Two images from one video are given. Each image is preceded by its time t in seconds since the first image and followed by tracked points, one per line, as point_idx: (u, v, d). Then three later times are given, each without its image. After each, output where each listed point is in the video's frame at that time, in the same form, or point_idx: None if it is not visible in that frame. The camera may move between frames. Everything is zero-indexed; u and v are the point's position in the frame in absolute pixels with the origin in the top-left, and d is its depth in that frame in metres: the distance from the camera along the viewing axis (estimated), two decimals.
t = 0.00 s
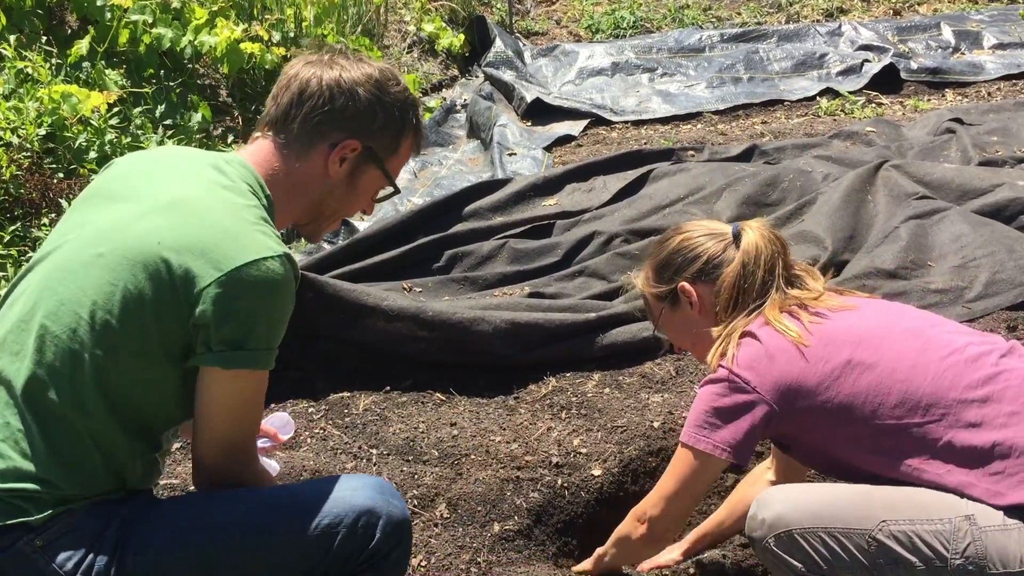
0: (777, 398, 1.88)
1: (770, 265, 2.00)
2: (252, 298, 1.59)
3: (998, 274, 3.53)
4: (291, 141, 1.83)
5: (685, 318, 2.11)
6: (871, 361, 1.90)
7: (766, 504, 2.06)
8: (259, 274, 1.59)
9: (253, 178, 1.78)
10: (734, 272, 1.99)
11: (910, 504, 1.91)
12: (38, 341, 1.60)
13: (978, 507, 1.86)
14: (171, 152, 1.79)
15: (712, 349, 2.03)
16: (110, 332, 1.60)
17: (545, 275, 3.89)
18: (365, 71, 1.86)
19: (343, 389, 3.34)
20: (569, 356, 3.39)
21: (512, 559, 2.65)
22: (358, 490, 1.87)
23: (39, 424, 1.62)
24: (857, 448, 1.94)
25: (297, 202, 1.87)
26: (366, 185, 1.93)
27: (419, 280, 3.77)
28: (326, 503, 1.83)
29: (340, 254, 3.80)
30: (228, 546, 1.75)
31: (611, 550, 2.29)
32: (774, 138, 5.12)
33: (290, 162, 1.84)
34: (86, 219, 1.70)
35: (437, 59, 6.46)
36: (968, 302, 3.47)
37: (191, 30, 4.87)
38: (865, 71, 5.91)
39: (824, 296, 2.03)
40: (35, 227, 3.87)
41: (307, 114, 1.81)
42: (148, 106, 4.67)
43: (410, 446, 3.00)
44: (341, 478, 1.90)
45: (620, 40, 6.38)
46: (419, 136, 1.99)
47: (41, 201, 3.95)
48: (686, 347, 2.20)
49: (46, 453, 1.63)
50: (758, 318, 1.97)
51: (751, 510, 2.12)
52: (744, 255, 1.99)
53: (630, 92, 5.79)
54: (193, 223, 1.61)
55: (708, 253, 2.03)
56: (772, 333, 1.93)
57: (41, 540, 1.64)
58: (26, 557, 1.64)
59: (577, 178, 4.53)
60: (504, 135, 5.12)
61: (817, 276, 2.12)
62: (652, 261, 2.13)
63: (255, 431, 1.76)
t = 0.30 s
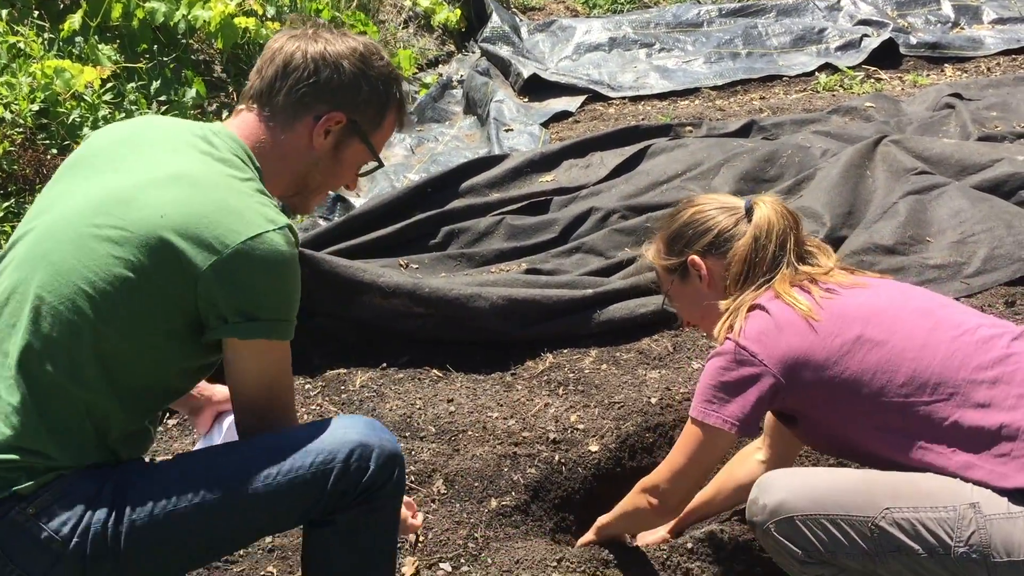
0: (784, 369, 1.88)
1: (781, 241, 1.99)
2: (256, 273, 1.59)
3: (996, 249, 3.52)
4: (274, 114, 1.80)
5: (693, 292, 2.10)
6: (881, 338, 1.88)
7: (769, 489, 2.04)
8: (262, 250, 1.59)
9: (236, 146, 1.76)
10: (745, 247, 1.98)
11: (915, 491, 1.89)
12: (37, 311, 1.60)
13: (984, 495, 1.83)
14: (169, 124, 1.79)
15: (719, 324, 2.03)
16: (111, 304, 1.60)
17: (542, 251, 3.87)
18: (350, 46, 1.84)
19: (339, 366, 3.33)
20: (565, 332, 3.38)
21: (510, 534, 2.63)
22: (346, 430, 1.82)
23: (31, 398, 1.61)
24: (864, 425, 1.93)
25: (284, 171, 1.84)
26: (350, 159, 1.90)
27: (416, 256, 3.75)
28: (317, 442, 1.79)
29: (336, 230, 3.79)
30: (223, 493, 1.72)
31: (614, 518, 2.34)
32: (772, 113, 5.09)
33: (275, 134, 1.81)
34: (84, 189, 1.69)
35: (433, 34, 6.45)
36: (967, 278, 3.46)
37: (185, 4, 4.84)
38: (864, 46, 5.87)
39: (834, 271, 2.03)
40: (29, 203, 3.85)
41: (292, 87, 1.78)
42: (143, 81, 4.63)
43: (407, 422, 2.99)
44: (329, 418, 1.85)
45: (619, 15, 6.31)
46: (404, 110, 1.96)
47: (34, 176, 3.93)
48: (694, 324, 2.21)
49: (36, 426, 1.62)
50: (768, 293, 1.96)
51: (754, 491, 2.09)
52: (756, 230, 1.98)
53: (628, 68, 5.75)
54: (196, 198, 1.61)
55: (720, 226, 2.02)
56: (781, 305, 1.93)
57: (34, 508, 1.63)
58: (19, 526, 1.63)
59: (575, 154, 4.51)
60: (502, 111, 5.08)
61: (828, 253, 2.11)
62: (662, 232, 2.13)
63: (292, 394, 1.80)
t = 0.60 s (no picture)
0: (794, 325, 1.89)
1: (797, 204, 1.98)
2: (309, 294, 1.62)
3: (992, 227, 3.51)
4: (317, 126, 1.81)
5: (703, 253, 2.09)
6: (891, 304, 1.89)
7: (767, 462, 2.02)
8: (317, 272, 1.62)
9: (285, 160, 1.76)
10: (761, 211, 1.96)
11: (914, 463, 1.88)
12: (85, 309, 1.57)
13: (983, 467, 1.83)
14: (218, 131, 1.78)
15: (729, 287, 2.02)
16: (161, 309, 1.59)
17: (538, 229, 3.86)
18: (385, 59, 1.88)
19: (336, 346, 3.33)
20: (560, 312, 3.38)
21: (505, 513, 2.62)
22: (356, 411, 1.85)
23: (73, 396, 1.58)
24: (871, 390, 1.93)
25: (324, 183, 1.84)
26: (388, 173, 1.90)
27: (412, 236, 3.74)
28: (326, 423, 1.81)
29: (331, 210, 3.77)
30: (238, 479, 1.75)
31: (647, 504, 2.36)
32: (768, 91, 5.07)
33: (317, 145, 1.81)
34: (133, 191, 1.66)
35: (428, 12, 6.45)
36: (963, 256, 3.46)
37: None
38: (860, 24, 5.85)
39: (849, 239, 2.03)
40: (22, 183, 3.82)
41: (331, 101, 1.80)
42: (134, 60, 4.60)
43: (403, 402, 2.98)
44: (341, 397, 1.87)
45: None
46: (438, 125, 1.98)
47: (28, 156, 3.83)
48: (704, 288, 2.20)
49: (73, 428, 1.60)
50: (781, 255, 1.96)
51: (751, 467, 2.08)
52: (771, 194, 1.96)
53: (624, 46, 5.72)
54: (254, 213, 1.61)
55: (734, 190, 2.01)
56: (796, 264, 1.93)
57: (56, 503, 1.61)
58: (42, 520, 1.61)
59: (570, 133, 4.49)
60: (497, 89, 5.06)
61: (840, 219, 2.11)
62: (674, 192, 2.12)
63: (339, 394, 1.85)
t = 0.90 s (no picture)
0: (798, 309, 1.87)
1: (803, 176, 1.95)
2: (334, 321, 1.63)
3: (989, 216, 3.51)
4: (352, 159, 1.79)
5: (704, 220, 2.06)
6: (893, 286, 1.88)
7: (768, 441, 2.00)
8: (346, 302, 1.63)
9: (323, 187, 1.75)
10: (770, 178, 1.93)
11: (913, 442, 1.88)
12: (115, 312, 1.56)
13: (981, 446, 1.84)
14: (256, 147, 1.77)
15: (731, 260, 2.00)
16: (189, 320, 1.58)
17: (534, 218, 3.85)
18: (422, 94, 1.84)
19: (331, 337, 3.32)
20: (557, 301, 3.37)
21: (502, 502, 2.62)
22: (353, 418, 1.77)
23: (93, 399, 1.57)
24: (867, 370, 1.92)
25: (356, 214, 1.83)
26: (420, 203, 1.89)
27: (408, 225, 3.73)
28: (320, 431, 1.74)
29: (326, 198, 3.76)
30: (229, 485, 1.70)
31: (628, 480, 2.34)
32: (765, 80, 5.05)
33: (352, 177, 1.80)
34: (171, 199, 1.65)
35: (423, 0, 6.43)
36: (959, 245, 3.45)
37: None
38: (857, 12, 5.83)
39: (853, 217, 2.01)
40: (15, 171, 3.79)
41: (366, 136, 1.78)
42: (128, 47, 4.57)
43: (399, 391, 2.97)
44: (334, 403, 1.80)
45: None
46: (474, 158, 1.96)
47: (20, 143, 3.78)
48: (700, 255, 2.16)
49: (91, 428, 1.59)
50: (783, 231, 1.94)
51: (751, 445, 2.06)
52: (781, 161, 1.94)
53: (620, 34, 5.70)
54: (290, 237, 1.62)
55: (740, 156, 1.97)
56: (798, 244, 1.90)
57: (52, 498, 1.60)
58: (37, 516, 1.61)
59: (566, 122, 4.47)
60: (492, 77, 5.04)
61: (844, 188, 2.11)
62: (677, 155, 2.07)
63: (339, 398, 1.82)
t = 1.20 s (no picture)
0: (783, 341, 1.88)
1: (783, 207, 1.98)
2: (326, 318, 1.61)
3: (990, 217, 3.51)
4: (352, 157, 1.80)
5: (689, 253, 2.09)
6: (880, 306, 1.88)
7: (779, 457, 2.00)
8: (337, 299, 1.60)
9: (322, 185, 1.75)
10: (749, 211, 1.96)
11: (924, 451, 1.85)
12: (109, 304, 1.57)
13: (992, 453, 1.81)
14: (257, 147, 1.77)
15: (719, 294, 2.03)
16: (181, 314, 1.58)
17: (534, 219, 3.85)
18: (422, 91, 1.85)
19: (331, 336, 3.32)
20: (558, 301, 3.37)
21: (502, 502, 2.61)
22: (349, 428, 1.75)
23: (86, 391, 1.58)
24: (857, 392, 1.92)
25: (357, 212, 1.83)
26: (422, 203, 1.88)
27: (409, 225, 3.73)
28: (314, 439, 1.72)
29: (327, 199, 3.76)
30: (220, 488, 1.69)
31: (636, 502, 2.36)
32: (765, 80, 5.06)
33: (351, 176, 1.80)
34: (168, 195, 1.66)
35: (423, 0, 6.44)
36: (960, 246, 3.45)
37: None
38: (857, 13, 5.84)
39: (837, 238, 2.02)
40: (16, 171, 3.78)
41: (366, 134, 1.79)
42: (128, 46, 4.57)
43: (400, 391, 2.97)
44: (329, 412, 1.78)
45: None
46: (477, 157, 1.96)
47: (21, 143, 3.77)
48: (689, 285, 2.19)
49: (84, 421, 1.59)
50: (766, 261, 1.95)
51: (763, 461, 2.06)
52: (759, 193, 1.96)
53: (620, 34, 5.70)
54: (283, 233, 1.60)
55: (721, 188, 2.00)
56: (778, 275, 1.91)
57: (44, 491, 1.61)
58: (28, 507, 1.61)
59: (567, 122, 4.47)
60: (492, 78, 5.05)
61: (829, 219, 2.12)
62: (659, 188, 2.11)
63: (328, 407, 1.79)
